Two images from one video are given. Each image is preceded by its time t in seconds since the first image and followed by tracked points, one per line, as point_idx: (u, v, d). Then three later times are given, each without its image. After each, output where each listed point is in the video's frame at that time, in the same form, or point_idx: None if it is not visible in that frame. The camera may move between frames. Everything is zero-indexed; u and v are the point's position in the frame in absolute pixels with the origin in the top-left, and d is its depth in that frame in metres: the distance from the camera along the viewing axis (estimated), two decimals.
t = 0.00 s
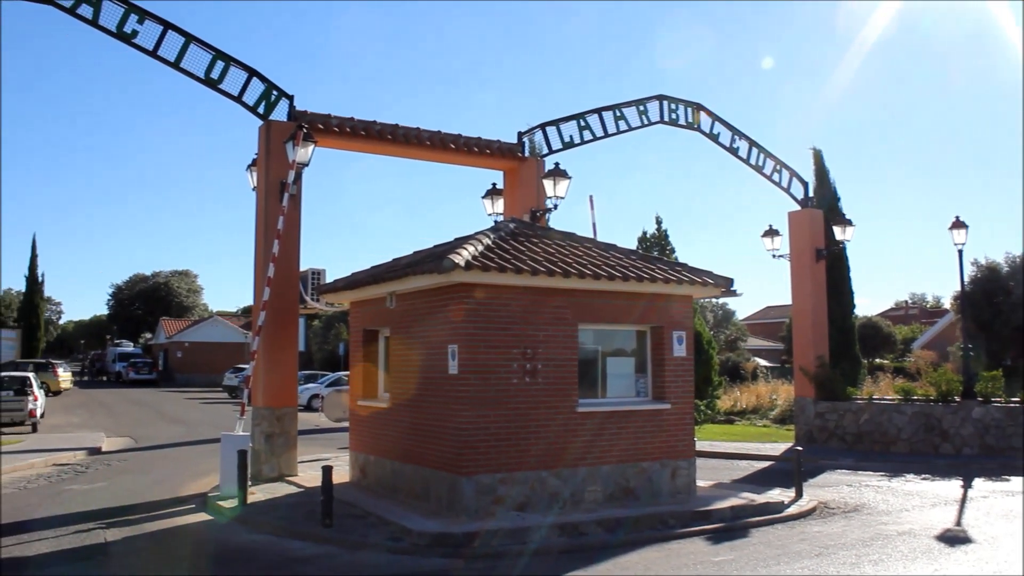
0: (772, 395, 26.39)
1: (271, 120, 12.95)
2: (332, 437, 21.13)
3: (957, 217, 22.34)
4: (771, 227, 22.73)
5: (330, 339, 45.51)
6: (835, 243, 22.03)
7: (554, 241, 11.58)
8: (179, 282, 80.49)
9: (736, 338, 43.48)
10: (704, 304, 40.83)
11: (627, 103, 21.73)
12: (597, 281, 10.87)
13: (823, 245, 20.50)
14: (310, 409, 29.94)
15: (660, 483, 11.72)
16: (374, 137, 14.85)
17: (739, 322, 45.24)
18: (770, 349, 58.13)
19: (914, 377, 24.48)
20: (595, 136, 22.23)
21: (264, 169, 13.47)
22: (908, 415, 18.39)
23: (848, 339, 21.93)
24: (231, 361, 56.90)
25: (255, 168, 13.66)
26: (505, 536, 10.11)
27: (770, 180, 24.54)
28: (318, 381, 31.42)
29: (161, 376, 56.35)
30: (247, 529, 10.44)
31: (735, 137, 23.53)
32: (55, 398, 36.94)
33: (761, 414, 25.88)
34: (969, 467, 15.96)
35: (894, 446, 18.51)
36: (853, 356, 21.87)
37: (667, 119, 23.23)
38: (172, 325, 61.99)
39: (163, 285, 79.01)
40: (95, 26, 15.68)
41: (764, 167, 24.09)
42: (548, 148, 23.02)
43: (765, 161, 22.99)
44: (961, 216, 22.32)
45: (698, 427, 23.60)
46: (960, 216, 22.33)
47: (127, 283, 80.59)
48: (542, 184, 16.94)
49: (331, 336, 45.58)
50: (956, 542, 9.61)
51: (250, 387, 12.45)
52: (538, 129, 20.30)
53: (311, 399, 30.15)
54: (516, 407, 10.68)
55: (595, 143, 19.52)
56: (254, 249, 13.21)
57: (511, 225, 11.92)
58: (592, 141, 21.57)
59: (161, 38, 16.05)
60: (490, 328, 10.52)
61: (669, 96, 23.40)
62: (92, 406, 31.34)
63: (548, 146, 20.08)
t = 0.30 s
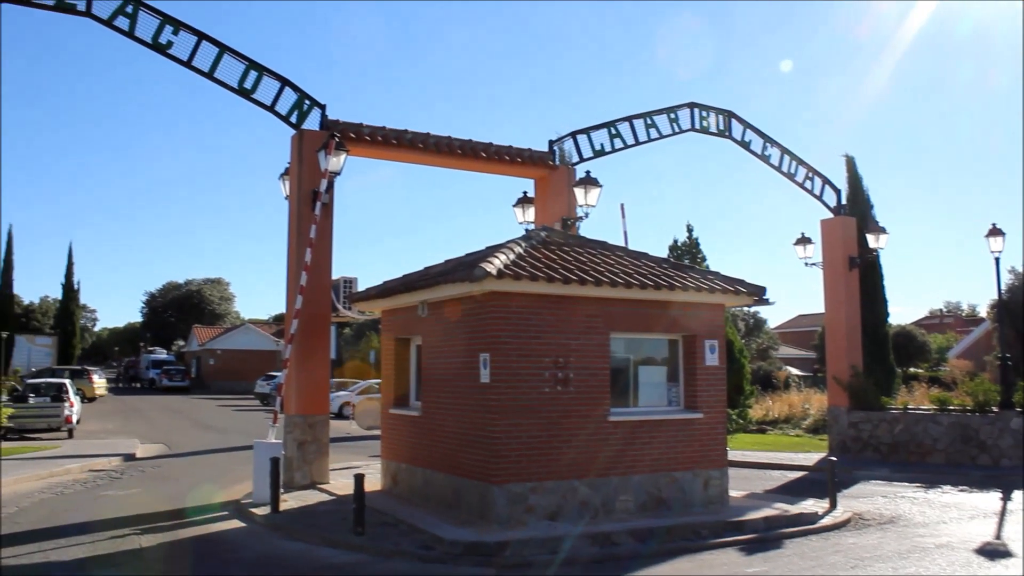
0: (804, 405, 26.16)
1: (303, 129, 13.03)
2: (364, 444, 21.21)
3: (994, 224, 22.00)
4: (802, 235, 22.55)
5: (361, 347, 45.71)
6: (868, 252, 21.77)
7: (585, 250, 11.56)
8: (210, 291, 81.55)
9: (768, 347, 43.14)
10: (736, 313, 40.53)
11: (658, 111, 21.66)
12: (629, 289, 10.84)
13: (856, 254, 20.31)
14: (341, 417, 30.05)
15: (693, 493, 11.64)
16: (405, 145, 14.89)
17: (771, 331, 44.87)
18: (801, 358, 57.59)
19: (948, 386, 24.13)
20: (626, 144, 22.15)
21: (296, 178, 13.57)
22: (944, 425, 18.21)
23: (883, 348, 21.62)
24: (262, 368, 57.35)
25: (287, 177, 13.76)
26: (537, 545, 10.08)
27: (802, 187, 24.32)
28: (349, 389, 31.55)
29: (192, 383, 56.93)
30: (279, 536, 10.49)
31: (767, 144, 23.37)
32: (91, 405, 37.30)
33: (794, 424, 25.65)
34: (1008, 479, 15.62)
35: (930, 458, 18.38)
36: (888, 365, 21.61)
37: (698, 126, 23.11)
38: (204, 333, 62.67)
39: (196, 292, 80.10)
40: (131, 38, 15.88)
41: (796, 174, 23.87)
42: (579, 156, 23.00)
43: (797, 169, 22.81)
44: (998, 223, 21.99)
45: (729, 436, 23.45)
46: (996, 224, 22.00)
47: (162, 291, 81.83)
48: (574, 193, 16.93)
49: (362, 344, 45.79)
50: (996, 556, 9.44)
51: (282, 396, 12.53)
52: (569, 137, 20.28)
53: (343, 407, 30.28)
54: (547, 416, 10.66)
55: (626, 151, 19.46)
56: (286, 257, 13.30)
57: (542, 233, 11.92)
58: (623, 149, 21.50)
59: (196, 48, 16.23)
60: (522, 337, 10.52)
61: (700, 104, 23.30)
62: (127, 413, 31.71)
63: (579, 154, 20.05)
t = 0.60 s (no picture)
0: (847, 414, 25.81)
1: (343, 140, 13.14)
2: (402, 453, 21.27)
3: None
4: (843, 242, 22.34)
5: (398, 355, 45.85)
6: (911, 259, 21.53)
7: (625, 259, 11.55)
8: (250, 300, 82.70)
9: (808, 356, 42.58)
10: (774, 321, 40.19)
11: (696, 118, 21.56)
12: (669, 298, 10.80)
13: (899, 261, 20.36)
14: (380, 426, 30.18)
15: (734, 503, 11.53)
16: (444, 155, 14.93)
17: (812, 339, 44.31)
18: (842, 366, 56.86)
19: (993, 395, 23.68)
20: (664, 152, 22.06)
21: (336, 188, 13.67)
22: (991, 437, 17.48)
23: (925, 356, 20.86)
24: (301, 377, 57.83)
25: (327, 188, 13.87)
26: (577, 555, 10.03)
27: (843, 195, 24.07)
28: (388, 398, 31.65)
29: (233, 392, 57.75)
30: (320, 544, 10.55)
31: (807, 151, 23.19)
32: (133, 413, 37.77)
33: (836, 433, 25.44)
34: None
35: (977, 468, 17.75)
36: (931, 374, 20.83)
37: (737, 134, 22.95)
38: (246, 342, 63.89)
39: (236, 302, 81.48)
40: (175, 52, 16.15)
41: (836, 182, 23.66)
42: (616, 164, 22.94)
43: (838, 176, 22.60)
44: None
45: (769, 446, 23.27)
46: None
47: (202, 300, 83.20)
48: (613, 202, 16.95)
49: (400, 352, 46.01)
50: None
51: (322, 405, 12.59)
52: (607, 146, 20.24)
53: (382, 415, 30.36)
54: (587, 425, 10.63)
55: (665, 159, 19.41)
56: (326, 267, 13.41)
57: (582, 243, 11.94)
58: (661, 157, 21.41)
59: (238, 62, 16.45)
60: (561, 346, 10.52)
61: (738, 111, 23.16)
62: (170, 420, 32.16)
63: (617, 163, 20.00)
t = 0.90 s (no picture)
0: (877, 417, 25.60)
1: (372, 144, 13.20)
2: (430, 456, 21.32)
3: None
4: (874, 244, 22.14)
5: (427, 359, 45.97)
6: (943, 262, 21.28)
7: (653, 262, 11.56)
8: (279, 304, 82.99)
9: (839, 359, 42.15)
10: (803, 324, 39.89)
11: (725, 121, 21.47)
12: (698, 300, 10.79)
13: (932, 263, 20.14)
14: (409, 429, 30.29)
15: (764, 507, 11.46)
16: (472, 158, 14.96)
17: (842, 342, 43.87)
18: (872, 369, 56.33)
19: None
20: (692, 154, 21.98)
21: (365, 192, 13.73)
22: None
23: (958, 360, 20.24)
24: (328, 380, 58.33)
25: (356, 192, 13.95)
26: (607, 559, 10.01)
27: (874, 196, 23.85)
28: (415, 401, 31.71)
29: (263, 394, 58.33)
30: (349, 545, 10.59)
31: (837, 153, 23.03)
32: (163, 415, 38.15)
33: (866, 437, 25.20)
34: None
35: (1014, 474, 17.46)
36: (964, 377, 20.05)
37: (767, 135, 22.81)
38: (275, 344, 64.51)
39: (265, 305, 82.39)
40: (206, 57, 16.30)
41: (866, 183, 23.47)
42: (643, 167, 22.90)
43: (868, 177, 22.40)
44: None
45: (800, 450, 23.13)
46: None
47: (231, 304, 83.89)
48: (641, 205, 16.95)
49: (428, 355, 46.11)
50: None
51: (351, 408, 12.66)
52: (635, 148, 20.19)
53: (410, 418, 30.38)
54: (616, 428, 10.63)
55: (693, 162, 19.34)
56: (355, 270, 13.48)
57: (610, 245, 11.97)
58: (690, 159, 21.34)
59: (267, 66, 16.58)
60: (590, 349, 10.54)
61: (767, 113, 23.03)
62: (201, 422, 32.53)
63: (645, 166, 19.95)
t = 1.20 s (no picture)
0: (905, 418, 25.26)
1: (398, 142, 13.23)
2: (456, 454, 21.34)
3: None
4: (903, 243, 21.95)
5: (452, 357, 46.00)
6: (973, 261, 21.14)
7: (680, 260, 11.54)
8: (305, 302, 83.56)
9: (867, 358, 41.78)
10: (831, 323, 39.56)
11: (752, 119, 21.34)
12: (725, 299, 10.75)
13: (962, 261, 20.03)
14: (434, 427, 30.37)
15: (791, 508, 11.39)
16: (498, 157, 14.97)
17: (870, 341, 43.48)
18: (901, 369, 55.76)
19: None
20: (719, 152, 21.89)
21: (391, 191, 13.79)
22: None
23: (991, 362, 20.33)
24: (354, 379, 58.51)
25: (382, 190, 14.02)
26: (633, 559, 9.98)
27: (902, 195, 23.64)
28: (441, 399, 31.76)
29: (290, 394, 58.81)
30: (375, 543, 10.63)
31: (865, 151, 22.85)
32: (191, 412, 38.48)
33: (894, 437, 24.96)
34: None
35: None
36: (996, 379, 20.22)
37: (794, 133, 22.67)
38: (302, 343, 65.01)
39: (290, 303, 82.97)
40: (233, 57, 16.40)
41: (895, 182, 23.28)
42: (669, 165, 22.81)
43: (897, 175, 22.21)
44: None
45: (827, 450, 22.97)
46: None
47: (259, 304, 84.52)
48: (668, 203, 16.89)
49: (453, 354, 46.18)
50: None
51: (377, 406, 12.71)
52: (662, 146, 20.12)
53: (435, 416, 30.44)
54: (643, 428, 10.62)
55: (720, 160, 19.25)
56: (381, 269, 13.55)
57: (636, 244, 11.97)
58: (716, 157, 21.24)
59: (293, 66, 16.66)
60: (616, 348, 10.53)
61: (794, 111, 22.87)
62: (228, 420, 32.81)
63: (671, 164, 19.87)
